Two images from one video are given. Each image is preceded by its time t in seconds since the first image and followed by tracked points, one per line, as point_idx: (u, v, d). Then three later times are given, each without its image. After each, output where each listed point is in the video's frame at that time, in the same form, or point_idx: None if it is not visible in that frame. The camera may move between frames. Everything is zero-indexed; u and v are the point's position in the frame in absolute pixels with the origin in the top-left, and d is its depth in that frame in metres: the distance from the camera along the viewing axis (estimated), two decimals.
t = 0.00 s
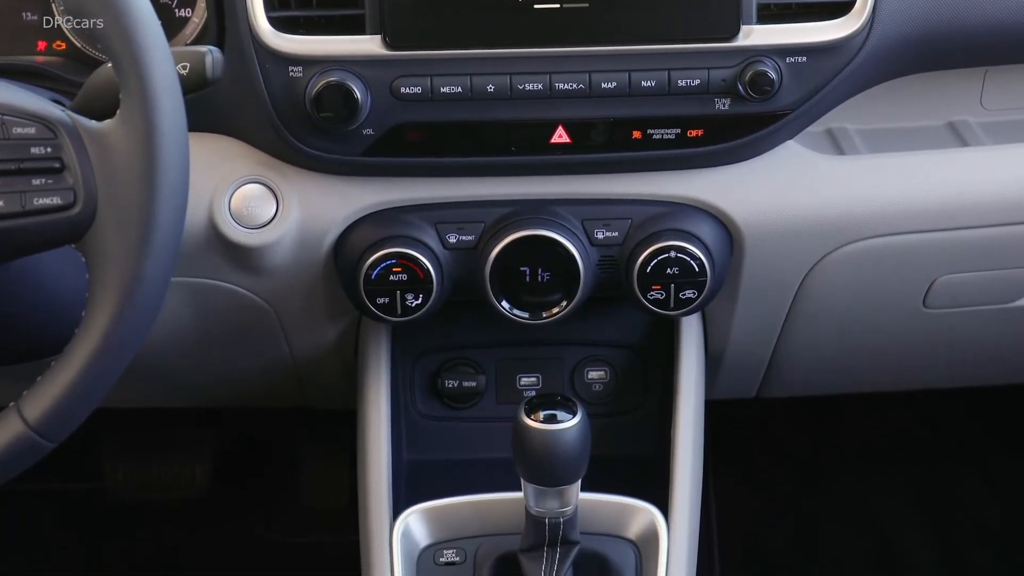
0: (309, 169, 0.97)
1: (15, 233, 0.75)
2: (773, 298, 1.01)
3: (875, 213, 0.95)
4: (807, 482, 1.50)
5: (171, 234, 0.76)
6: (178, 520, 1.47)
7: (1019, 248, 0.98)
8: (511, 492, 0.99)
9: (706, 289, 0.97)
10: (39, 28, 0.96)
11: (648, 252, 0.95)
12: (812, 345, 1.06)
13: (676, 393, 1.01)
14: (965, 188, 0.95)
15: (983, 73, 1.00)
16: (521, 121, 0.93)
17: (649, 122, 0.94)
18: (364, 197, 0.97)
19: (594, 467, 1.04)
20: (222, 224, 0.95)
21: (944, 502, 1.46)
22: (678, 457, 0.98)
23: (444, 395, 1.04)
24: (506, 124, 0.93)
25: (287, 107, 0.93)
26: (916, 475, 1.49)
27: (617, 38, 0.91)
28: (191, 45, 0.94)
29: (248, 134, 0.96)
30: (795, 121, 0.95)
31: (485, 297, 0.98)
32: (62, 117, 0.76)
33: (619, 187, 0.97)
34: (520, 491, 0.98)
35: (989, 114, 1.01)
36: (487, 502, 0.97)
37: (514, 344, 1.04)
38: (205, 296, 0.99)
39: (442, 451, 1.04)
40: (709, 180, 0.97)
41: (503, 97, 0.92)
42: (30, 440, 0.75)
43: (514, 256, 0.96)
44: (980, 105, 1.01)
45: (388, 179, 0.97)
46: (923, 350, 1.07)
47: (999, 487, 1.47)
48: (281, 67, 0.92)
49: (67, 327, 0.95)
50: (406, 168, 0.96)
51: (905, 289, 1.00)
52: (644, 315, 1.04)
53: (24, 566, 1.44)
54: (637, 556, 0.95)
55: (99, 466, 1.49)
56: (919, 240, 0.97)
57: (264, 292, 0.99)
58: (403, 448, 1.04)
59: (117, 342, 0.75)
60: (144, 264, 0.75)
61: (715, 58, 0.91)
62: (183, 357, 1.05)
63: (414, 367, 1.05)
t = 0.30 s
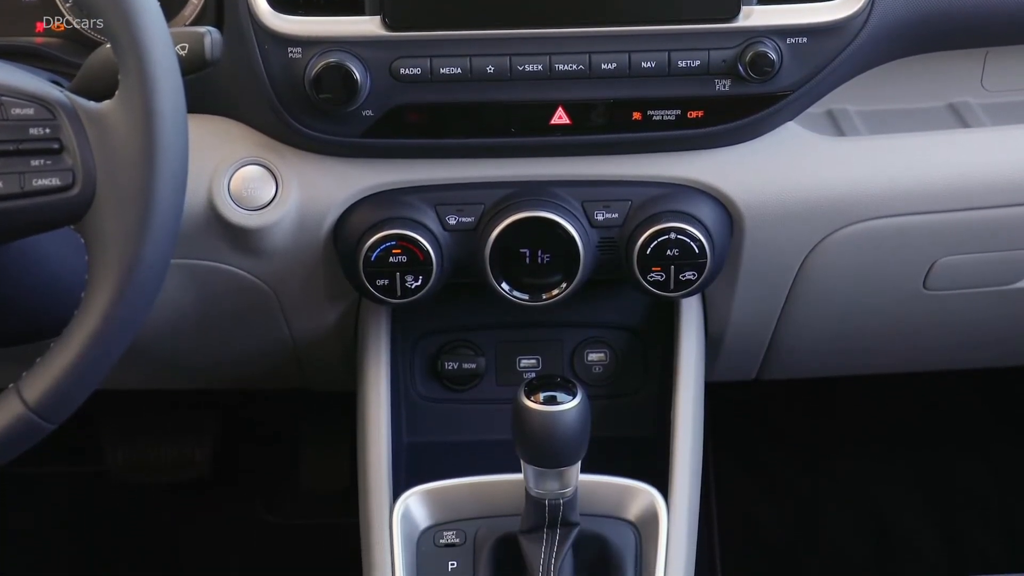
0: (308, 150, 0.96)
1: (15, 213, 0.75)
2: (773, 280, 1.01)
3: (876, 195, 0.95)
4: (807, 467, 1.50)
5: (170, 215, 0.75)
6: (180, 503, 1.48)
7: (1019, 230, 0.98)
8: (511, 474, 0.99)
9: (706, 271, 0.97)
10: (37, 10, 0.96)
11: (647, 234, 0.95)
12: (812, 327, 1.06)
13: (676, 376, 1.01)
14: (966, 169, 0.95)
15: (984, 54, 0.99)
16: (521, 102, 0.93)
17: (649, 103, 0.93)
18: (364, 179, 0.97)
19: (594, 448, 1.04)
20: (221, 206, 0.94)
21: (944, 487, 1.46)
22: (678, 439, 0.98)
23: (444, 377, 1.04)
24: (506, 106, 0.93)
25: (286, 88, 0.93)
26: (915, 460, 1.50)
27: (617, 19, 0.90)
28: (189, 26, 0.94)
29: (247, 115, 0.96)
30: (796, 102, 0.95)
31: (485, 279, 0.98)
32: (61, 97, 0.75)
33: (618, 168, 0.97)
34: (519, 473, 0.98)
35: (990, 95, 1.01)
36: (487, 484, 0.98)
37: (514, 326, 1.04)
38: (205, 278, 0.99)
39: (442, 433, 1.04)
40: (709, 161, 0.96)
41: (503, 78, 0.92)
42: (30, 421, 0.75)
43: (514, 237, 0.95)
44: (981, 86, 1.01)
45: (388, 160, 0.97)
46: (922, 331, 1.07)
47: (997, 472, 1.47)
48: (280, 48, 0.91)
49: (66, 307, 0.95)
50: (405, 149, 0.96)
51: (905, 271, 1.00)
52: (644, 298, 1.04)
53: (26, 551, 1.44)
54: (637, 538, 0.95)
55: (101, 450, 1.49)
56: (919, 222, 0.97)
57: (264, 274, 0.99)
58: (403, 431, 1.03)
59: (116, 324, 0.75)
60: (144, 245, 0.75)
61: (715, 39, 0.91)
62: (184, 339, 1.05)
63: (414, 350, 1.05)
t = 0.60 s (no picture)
0: (308, 133, 0.96)
1: (15, 196, 0.75)
2: (773, 263, 1.01)
3: (876, 179, 0.95)
4: (807, 455, 1.50)
5: (170, 197, 0.75)
6: (181, 490, 1.48)
7: (1020, 213, 0.98)
8: (511, 458, 0.99)
9: (706, 254, 0.97)
10: None
11: (648, 217, 0.95)
12: (812, 310, 1.06)
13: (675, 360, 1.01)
14: (967, 152, 0.95)
15: (985, 36, 0.99)
16: (520, 86, 0.93)
17: (649, 86, 0.93)
18: (364, 162, 0.96)
19: (594, 432, 1.05)
20: (220, 189, 0.94)
21: (944, 473, 1.46)
22: (678, 420, 0.98)
23: (443, 360, 1.04)
24: (506, 89, 0.93)
25: (286, 71, 0.92)
26: (915, 446, 1.50)
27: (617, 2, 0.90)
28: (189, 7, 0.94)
29: (247, 99, 0.95)
30: (796, 85, 0.95)
31: (485, 264, 0.98)
32: (60, 80, 0.75)
33: (618, 151, 0.96)
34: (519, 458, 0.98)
35: (991, 79, 1.01)
36: (488, 469, 0.97)
37: (513, 310, 1.04)
38: (206, 262, 0.99)
39: (442, 417, 1.05)
40: (709, 144, 0.96)
41: (502, 61, 0.91)
42: (30, 404, 0.75)
43: (514, 221, 0.95)
44: (981, 69, 1.00)
45: (387, 143, 0.96)
46: (922, 314, 1.08)
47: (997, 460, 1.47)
48: (279, 31, 0.91)
49: (65, 288, 0.95)
50: (405, 132, 0.95)
51: (905, 255, 1.00)
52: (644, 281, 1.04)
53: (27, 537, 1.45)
54: (637, 521, 0.95)
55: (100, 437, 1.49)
56: (919, 205, 0.96)
57: (264, 258, 0.99)
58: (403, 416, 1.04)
59: (115, 306, 0.75)
60: (144, 228, 0.75)
61: (715, 22, 0.91)
62: (184, 323, 1.05)
63: (413, 333, 1.05)
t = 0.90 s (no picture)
0: (306, 116, 0.96)
1: (14, 179, 0.75)
2: (773, 247, 1.01)
3: (876, 162, 0.95)
4: (806, 441, 1.50)
5: (169, 179, 0.75)
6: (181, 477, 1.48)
7: (1020, 196, 0.98)
8: (510, 441, 0.99)
9: (706, 237, 0.97)
10: None
11: (647, 200, 0.95)
12: (811, 293, 1.07)
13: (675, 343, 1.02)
14: (968, 134, 0.94)
15: (986, 19, 0.99)
16: (520, 69, 0.92)
17: (649, 69, 0.93)
18: (364, 145, 0.96)
19: (594, 416, 1.05)
20: (218, 172, 0.94)
21: (943, 460, 1.46)
22: (678, 403, 0.98)
23: (443, 344, 1.05)
24: (505, 72, 0.92)
25: (284, 53, 0.92)
26: (914, 433, 1.50)
27: None
28: None
29: (246, 82, 0.95)
30: (797, 67, 0.94)
31: (484, 247, 0.98)
32: (58, 62, 0.75)
33: (619, 135, 0.96)
34: (519, 442, 0.98)
35: (991, 62, 1.01)
36: (488, 452, 0.97)
37: (513, 293, 1.04)
38: (205, 245, 0.99)
39: (441, 401, 1.05)
40: (709, 127, 0.96)
41: (502, 44, 0.91)
42: (31, 387, 0.75)
43: (514, 205, 0.95)
44: (982, 51, 1.00)
45: (386, 126, 0.96)
46: (921, 297, 1.08)
47: (997, 446, 1.47)
48: (278, 14, 0.91)
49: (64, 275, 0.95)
50: (404, 115, 0.95)
51: (905, 238, 1.01)
52: (644, 265, 1.04)
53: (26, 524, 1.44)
54: (637, 504, 0.95)
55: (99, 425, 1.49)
56: (919, 188, 0.96)
57: (263, 241, 0.99)
58: (403, 399, 1.04)
59: (115, 289, 0.75)
60: (144, 210, 0.75)
61: (715, 5, 0.90)
62: (184, 306, 1.05)
63: (413, 316, 1.05)
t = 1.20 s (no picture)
0: (305, 99, 0.95)
1: (13, 162, 0.74)
2: (773, 231, 1.01)
3: (878, 146, 0.95)
4: (806, 428, 1.50)
5: (168, 161, 0.75)
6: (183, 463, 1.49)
7: (1020, 180, 0.98)
8: (510, 425, 0.99)
9: (706, 221, 0.96)
10: None
11: (647, 184, 0.95)
12: (811, 277, 1.07)
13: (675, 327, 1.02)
14: (969, 118, 0.94)
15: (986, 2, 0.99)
16: (519, 52, 0.92)
17: (649, 52, 0.92)
18: (363, 128, 0.96)
19: (594, 399, 1.05)
20: (218, 156, 0.94)
21: (943, 446, 1.47)
22: (678, 387, 0.99)
23: (443, 328, 1.05)
24: (505, 55, 0.92)
25: (283, 37, 0.92)
26: (913, 419, 1.50)
27: None
28: None
29: (246, 65, 0.94)
30: (797, 50, 0.94)
31: (484, 230, 0.98)
32: (57, 45, 0.74)
33: (618, 118, 0.96)
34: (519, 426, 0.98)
35: (992, 45, 1.00)
36: (488, 436, 0.98)
37: (513, 277, 1.05)
38: (204, 228, 0.99)
39: (440, 384, 1.06)
40: (709, 110, 0.95)
41: (502, 27, 0.90)
42: (31, 370, 0.75)
43: (513, 188, 0.95)
44: (982, 35, 1.00)
45: (385, 109, 0.96)
46: (919, 280, 1.09)
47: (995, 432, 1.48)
48: None
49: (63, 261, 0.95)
50: (403, 98, 0.94)
51: (905, 222, 1.01)
52: (643, 248, 1.04)
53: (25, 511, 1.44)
54: (637, 487, 0.95)
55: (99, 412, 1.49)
56: (920, 172, 0.96)
57: (262, 225, 0.99)
58: (403, 383, 1.04)
59: (115, 272, 0.75)
60: (143, 192, 0.74)
61: None
62: (185, 289, 1.06)
63: (413, 300, 1.05)
